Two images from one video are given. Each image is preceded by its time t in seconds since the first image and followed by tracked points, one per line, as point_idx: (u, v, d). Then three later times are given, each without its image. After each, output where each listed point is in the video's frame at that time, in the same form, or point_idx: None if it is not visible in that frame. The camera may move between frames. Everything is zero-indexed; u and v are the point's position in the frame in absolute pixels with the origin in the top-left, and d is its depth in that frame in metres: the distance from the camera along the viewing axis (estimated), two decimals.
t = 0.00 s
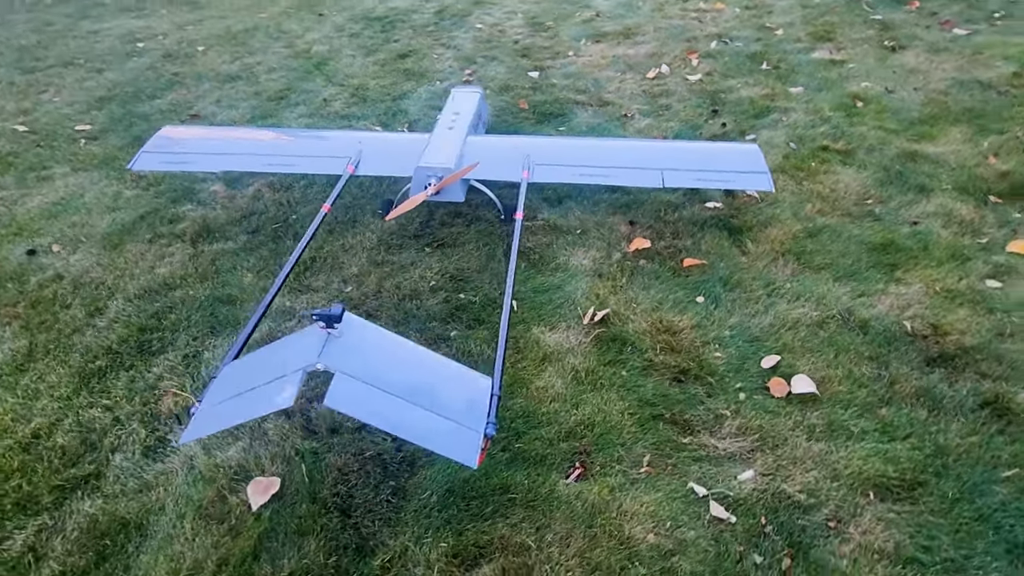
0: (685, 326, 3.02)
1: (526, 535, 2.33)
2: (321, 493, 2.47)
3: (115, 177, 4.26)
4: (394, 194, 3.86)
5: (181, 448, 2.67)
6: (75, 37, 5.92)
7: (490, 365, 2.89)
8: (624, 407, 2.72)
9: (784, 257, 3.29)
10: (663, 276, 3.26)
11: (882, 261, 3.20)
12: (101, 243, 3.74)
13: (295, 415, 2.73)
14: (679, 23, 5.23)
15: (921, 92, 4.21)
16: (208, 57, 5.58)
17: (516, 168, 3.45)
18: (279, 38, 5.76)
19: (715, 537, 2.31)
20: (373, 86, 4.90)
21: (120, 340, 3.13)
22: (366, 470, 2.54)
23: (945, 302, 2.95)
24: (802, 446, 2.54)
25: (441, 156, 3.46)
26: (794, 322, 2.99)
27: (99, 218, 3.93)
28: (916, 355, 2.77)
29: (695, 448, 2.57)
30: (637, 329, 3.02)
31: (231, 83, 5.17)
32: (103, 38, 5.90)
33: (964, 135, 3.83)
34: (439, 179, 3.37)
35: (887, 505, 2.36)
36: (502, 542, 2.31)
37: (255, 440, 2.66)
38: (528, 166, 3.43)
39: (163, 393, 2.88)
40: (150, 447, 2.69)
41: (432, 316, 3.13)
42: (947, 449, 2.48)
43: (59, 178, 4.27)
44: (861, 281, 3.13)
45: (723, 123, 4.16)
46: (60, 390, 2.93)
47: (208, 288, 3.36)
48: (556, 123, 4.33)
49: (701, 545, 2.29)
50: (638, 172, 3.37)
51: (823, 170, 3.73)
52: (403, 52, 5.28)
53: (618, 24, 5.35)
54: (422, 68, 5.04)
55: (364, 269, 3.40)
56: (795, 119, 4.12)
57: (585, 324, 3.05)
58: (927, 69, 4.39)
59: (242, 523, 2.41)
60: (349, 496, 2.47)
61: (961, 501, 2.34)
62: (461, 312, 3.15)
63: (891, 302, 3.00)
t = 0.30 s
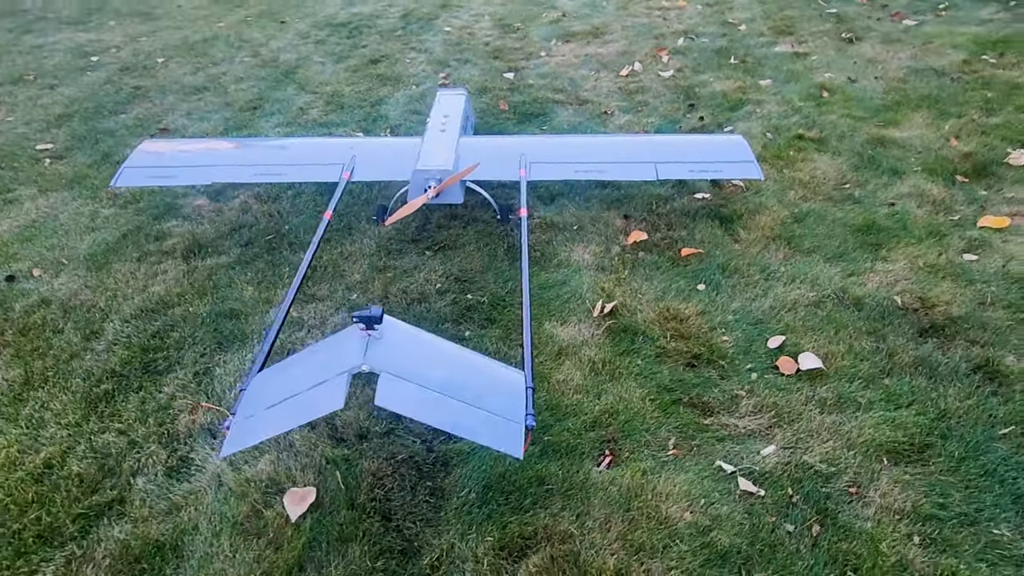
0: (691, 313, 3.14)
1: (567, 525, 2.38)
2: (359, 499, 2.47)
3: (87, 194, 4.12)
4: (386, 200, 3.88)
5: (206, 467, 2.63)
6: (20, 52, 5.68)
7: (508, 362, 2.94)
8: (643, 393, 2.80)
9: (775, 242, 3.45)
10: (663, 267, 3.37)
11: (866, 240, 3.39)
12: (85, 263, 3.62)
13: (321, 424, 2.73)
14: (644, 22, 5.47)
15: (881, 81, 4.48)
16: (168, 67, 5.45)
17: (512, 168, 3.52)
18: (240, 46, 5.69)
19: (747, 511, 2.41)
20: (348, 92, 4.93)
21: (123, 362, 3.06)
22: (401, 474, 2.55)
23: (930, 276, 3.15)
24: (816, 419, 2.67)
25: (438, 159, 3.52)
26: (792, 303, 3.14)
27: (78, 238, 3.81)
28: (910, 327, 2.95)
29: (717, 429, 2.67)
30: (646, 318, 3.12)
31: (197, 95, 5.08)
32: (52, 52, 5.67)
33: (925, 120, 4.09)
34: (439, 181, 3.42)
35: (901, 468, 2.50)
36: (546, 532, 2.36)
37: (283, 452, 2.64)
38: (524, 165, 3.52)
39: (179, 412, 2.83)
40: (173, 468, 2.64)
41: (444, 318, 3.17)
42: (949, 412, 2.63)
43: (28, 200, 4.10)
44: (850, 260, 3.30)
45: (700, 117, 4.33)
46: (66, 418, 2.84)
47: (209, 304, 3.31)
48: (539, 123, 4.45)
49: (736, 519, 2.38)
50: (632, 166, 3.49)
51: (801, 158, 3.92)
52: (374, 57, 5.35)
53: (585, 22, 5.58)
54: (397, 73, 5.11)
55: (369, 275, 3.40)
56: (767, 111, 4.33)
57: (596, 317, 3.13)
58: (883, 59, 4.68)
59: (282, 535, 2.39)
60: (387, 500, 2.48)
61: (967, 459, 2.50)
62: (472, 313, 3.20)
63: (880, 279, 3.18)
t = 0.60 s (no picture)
0: (697, 303, 3.24)
1: (607, 514, 2.43)
2: (398, 505, 2.48)
3: (63, 212, 3.98)
4: (380, 207, 3.89)
5: (234, 485, 2.58)
6: None
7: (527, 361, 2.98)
8: (662, 382, 2.88)
9: (767, 231, 3.60)
10: (663, 260, 3.48)
11: (851, 225, 3.56)
12: (72, 285, 3.50)
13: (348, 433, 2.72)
14: (613, 22, 5.65)
15: (845, 75, 4.73)
16: (130, 79, 5.30)
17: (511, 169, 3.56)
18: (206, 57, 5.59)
19: (776, 488, 2.50)
20: (326, 101, 4.94)
21: (129, 384, 2.97)
22: (436, 477, 2.56)
23: (915, 256, 3.33)
24: (828, 396, 2.79)
25: (436, 164, 3.54)
26: (791, 288, 3.28)
27: (61, 258, 3.68)
28: (904, 305, 3.11)
29: (738, 412, 2.77)
30: (655, 310, 3.21)
31: (166, 108, 4.96)
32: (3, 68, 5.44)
33: (891, 110, 4.33)
34: (440, 185, 3.44)
35: (912, 437, 2.63)
36: (587, 524, 2.40)
37: (313, 463, 2.62)
38: (522, 165, 3.57)
39: (197, 432, 2.77)
40: (199, 488, 2.58)
41: (457, 322, 3.21)
42: (949, 382, 2.79)
43: None
44: (839, 245, 3.47)
45: (680, 113, 4.49)
46: (77, 445, 2.74)
47: (213, 320, 3.25)
48: (522, 124, 4.55)
49: (766, 496, 2.47)
50: (626, 163, 3.59)
51: (780, 151, 4.10)
52: (348, 65, 5.38)
53: (556, 24, 5.74)
54: (374, 80, 5.15)
55: (375, 282, 3.41)
56: (743, 106, 4.51)
57: (606, 312, 3.20)
58: (844, 54, 4.94)
59: (324, 547, 2.37)
60: (426, 505, 2.48)
61: (971, 425, 2.64)
62: (484, 315, 3.24)
63: (870, 262, 3.35)
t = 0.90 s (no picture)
0: (702, 295, 3.34)
1: (646, 504, 2.48)
2: (439, 509, 2.48)
3: (44, 231, 3.88)
4: (378, 215, 3.91)
5: (267, 500, 2.54)
6: None
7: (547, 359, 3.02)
8: (680, 373, 2.96)
9: (760, 223, 3.72)
10: (664, 255, 3.57)
11: (838, 214, 3.72)
12: (64, 306, 3.40)
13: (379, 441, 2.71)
14: (585, 26, 5.82)
15: (813, 72, 4.93)
16: (97, 94, 5.21)
17: (512, 173, 3.63)
18: (175, 69, 5.56)
19: (803, 468, 2.59)
20: (307, 110, 4.98)
21: (142, 406, 2.90)
22: (473, 480, 2.57)
23: (901, 241, 3.51)
24: (837, 376, 2.92)
25: (437, 169, 3.57)
26: (790, 276, 3.40)
27: (49, 280, 3.58)
28: (898, 288, 3.26)
29: (756, 397, 2.86)
30: (663, 304, 3.29)
31: (140, 122, 4.91)
32: None
33: (860, 104, 4.54)
34: (443, 191, 3.48)
35: (920, 412, 2.76)
36: (629, 515, 2.45)
37: (347, 472, 2.61)
38: (521, 168, 3.63)
39: (220, 450, 2.72)
40: (231, 506, 2.53)
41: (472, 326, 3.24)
42: (949, 359, 2.93)
43: None
44: (829, 233, 3.62)
45: (662, 113, 4.63)
46: (94, 471, 2.65)
47: (221, 337, 3.20)
48: (508, 127, 4.64)
49: (794, 476, 2.56)
50: (622, 162, 3.68)
51: (762, 145, 4.25)
52: (324, 74, 5.45)
53: (529, 29, 5.88)
54: (354, 88, 5.22)
55: (383, 290, 3.41)
56: (720, 104, 4.67)
57: (617, 308, 3.28)
58: (809, 52, 5.15)
59: (370, 556, 2.35)
60: (467, 507, 2.49)
61: (973, 397, 2.79)
62: (497, 317, 3.28)
63: (861, 248, 3.50)
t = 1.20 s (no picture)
0: (709, 289, 3.45)
1: (686, 492, 2.55)
2: (485, 509, 2.51)
3: (31, 253, 3.81)
4: (379, 223, 3.94)
5: (308, 512, 2.51)
6: None
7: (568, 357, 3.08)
8: (699, 364, 3.06)
9: (753, 218, 3.87)
10: (666, 252, 3.67)
11: (825, 206, 3.89)
12: (64, 328, 3.32)
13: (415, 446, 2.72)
14: (558, 31, 5.96)
15: (783, 71, 5.11)
16: (66, 108, 5.15)
17: (515, 176, 3.68)
18: (144, 82, 5.54)
19: (827, 448, 2.71)
20: (290, 119, 4.99)
21: (162, 426, 2.84)
22: (514, 479, 2.60)
23: (888, 229, 3.69)
24: (846, 360, 3.06)
25: (442, 176, 3.57)
26: (789, 267, 3.55)
27: (44, 303, 3.50)
28: (891, 274, 3.43)
29: (774, 383, 2.98)
30: (673, 299, 3.39)
31: (115, 136, 4.87)
32: None
33: (831, 101, 4.72)
34: (451, 197, 3.48)
35: (927, 389, 2.92)
36: (671, 503, 2.52)
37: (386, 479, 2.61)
38: (524, 171, 3.68)
39: (252, 465, 2.67)
40: (272, 521, 2.50)
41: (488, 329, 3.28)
42: (947, 339, 3.10)
43: None
44: (820, 224, 3.78)
45: (645, 114, 4.77)
46: (121, 494, 2.58)
47: (235, 351, 3.16)
48: (496, 131, 4.72)
49: (820, 456, 2.68)
50: (622, 162, 3.76)
51: (746, 142, 4.41)
52: (302, 83, 5.45)
53: (503, 34, 6.01)
54: (333, 96, 5.25)
55: (394, 297, 3.43)
56: (700, 104, 4.82)
57: (629, 304, 3.36)
58: (777, 52, 5.35)
59: (422, 560, 2.36)
60: (512, 507, 2.52)
61: (973, 372, 2.96)
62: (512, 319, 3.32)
63: (852, 238, 3.67)
